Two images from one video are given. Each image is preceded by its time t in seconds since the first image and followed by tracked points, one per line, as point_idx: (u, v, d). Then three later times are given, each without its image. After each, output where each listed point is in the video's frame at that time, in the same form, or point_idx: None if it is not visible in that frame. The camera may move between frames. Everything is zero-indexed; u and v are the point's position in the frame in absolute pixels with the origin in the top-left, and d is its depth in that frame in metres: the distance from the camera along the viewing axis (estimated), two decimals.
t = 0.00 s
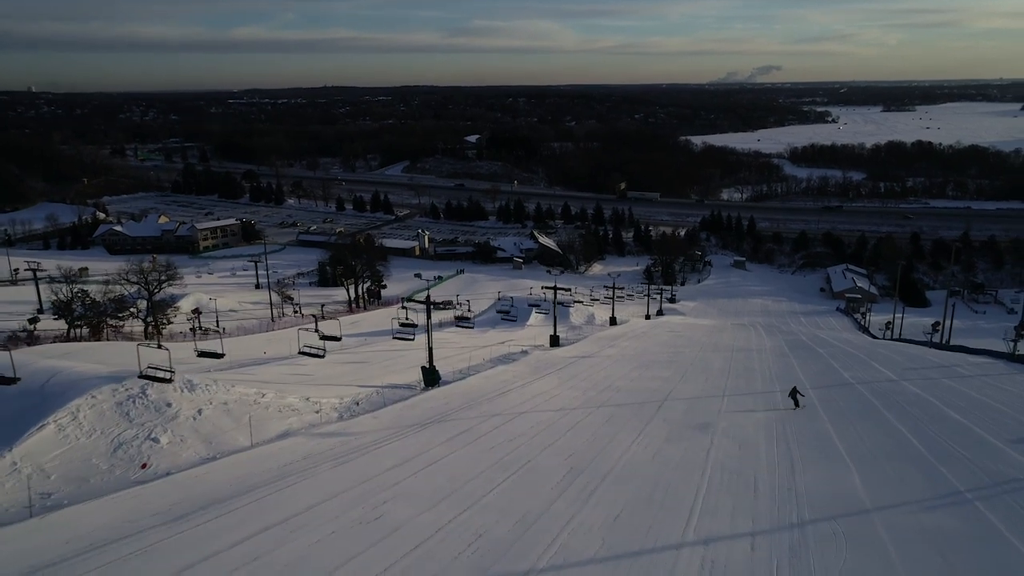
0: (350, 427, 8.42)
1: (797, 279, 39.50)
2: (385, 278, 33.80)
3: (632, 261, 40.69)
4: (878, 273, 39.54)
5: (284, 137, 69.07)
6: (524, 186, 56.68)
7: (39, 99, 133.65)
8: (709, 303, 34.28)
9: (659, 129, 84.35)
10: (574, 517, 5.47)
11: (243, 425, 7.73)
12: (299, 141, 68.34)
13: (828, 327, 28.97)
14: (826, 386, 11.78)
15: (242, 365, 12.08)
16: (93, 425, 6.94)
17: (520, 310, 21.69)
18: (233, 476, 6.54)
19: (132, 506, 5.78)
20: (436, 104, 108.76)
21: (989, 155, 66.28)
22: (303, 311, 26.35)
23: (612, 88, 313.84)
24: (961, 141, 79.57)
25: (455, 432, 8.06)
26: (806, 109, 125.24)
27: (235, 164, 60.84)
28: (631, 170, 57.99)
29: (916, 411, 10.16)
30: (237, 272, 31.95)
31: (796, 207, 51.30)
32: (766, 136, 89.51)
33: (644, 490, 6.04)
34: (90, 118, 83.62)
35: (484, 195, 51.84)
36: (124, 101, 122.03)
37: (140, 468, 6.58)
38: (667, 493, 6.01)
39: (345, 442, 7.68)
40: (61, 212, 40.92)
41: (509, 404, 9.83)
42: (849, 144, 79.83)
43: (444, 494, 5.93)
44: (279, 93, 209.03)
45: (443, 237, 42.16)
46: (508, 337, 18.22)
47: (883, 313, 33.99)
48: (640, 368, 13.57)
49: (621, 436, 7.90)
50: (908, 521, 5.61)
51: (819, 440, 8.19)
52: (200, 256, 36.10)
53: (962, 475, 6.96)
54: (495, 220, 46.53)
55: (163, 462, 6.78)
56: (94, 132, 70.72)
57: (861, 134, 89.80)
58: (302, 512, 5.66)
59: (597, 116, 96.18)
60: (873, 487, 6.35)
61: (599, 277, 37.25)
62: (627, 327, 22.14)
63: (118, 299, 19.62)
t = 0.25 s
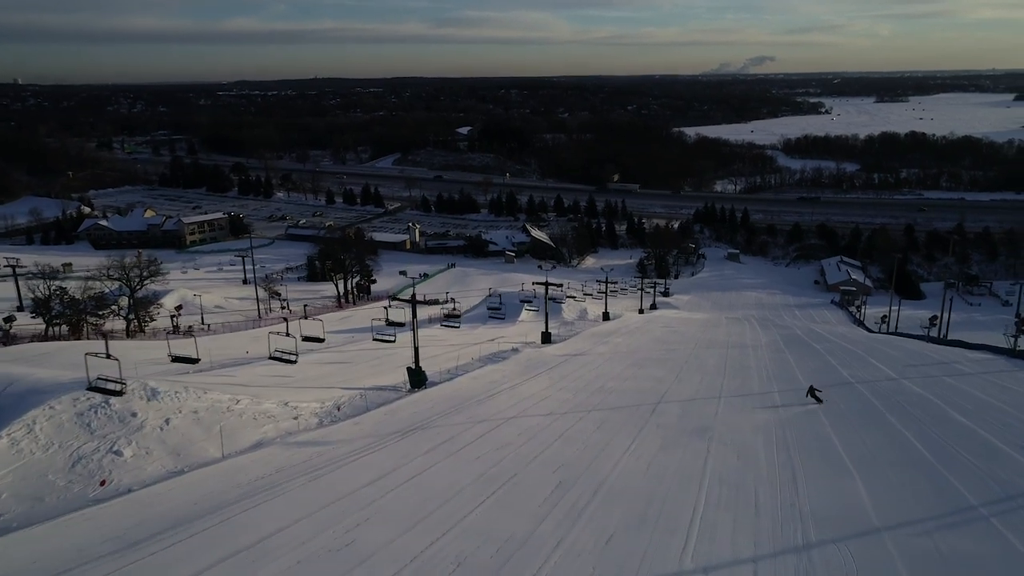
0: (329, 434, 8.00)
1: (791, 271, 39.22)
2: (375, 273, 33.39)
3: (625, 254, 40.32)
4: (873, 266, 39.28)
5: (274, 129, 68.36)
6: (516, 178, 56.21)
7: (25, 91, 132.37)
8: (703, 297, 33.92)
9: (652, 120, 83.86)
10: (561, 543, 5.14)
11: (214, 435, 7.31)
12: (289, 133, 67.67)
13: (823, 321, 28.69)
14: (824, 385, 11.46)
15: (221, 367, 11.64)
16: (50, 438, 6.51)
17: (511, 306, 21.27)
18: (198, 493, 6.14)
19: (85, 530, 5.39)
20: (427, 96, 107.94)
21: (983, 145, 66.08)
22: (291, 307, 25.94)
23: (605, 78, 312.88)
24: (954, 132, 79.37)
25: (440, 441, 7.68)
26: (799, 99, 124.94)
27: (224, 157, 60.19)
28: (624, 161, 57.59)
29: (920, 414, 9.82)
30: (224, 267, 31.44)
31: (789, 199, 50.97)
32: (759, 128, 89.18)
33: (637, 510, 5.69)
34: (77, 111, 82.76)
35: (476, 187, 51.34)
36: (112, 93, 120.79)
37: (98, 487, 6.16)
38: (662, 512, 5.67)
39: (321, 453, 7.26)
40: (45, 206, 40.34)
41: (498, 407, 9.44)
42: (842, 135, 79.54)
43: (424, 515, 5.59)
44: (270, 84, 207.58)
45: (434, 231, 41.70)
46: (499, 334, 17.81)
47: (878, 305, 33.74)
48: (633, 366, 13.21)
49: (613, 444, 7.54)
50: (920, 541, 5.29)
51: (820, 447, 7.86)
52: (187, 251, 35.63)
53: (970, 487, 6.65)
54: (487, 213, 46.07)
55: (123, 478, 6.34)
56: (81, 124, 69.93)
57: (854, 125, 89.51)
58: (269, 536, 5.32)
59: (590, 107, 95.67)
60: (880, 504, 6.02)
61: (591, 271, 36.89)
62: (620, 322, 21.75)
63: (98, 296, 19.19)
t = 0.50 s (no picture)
0: (306, 444, 7.60)
1: (785, 264, 38.92)
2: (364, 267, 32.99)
3: (618, 247, 39.96)
4: (867, 258, 39.03)
5: (263, 121, 67.64)
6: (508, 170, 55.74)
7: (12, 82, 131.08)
8: (697, 290, 33.61)
9: (645, 111, 83.44)
10: None
11: (181, 447, 6.88)
12: (279, 125, 66.99)
13: (817, 314, 28.40)
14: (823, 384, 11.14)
15: (197, 369, 11.21)
16: None
17: (501, 303, 20.87)
18: (161, 514, 5.74)
19: (33, 559, 4.98)
20: (419, 87, 107.27)
21: (976, 136, 65.90)
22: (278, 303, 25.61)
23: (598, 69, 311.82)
24: (948, 122, 79.16)
25: (423, 450, 7.30)
26: (792, 90, 124.59)
27: (212, 150, 59.55)
28: (617, 153, 57.18)
29: (922, 416, 9.52)
30: (210, 263, 30.94)
31: (783, 191, 50.64)
32: (752, 118, 88.83)
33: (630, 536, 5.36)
34: (63, 103, 81.83)
35: (467, 180, 50.83)
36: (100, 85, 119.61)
37: (50, 508, 5.72)
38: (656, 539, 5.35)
39: (296, 465, 6.86)
40: (28, 200, 39.73)
41: (486, 411, 9.05)
42: (835, 125, 79.26)
43: (402, 543, 5.25)
44: (260, 75, 205.83)
45: (425, 224, 41.24)
46: (489, 331, 17.42)
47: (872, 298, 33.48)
48: (627, 365, 12.85)
49: (605, 453, 7.18)
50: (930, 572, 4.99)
51: (821, 455, 7.53)
52: (173, 246, 35.17)
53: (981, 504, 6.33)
54: (479, 205, 45.63)
55: (79, 497, 5.91)
56: (67, 117, 69.12)
57: (848, 116, 89.20)
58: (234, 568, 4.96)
59: (583, 98, 95.14)
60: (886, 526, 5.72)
61: (584, 264, 36.52)
62: (613, 317, 21.37)
63: (77, 294, 18.75)
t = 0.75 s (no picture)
0: (279, 457, 7.16)
1: (778, 256, 38.63)
2: (352, 262, 32.57)
3: (609, 240, 39.60)
4: (859, 250, 38.82)
5: (250, 114, 66.83)
6: (498, 162, 55.24)
7: None
8: (690, 283, 33.27)
9: (636, 102, 82.99)
10: None
11: (142, 464, 6.42)
12: (266, 117, 66.24)
13: (810, 308, 28.11)
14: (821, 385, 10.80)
15: (171, 373, 10.76)
16: None
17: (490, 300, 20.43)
18: (116, 541, 5.30)
19: None
20: (408, 78, 106.50)
21: (968, 126, 65.76)
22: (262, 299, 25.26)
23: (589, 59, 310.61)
24: (939, 113, 79.04)
25: (403, 463, 6.89)
26: (783, 80, 124.29)
27: (198, 142, 58.83)
28: (608, 145, 56.75)
29: (923, 422, 9.22)
30: (194, 258, 30.41)
31: (775, 182, 50.34)
32: (744, 109, 88.48)
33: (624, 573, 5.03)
34: (47, 95, 80.76)
35: (457, 172, 50.28)
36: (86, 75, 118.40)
37: None
38: None
39: (267, 482, 6.43)
40: (8, 194, 39.05)
41: (471, 417, 8.64)
42: (827, 116, 78.88)
43: None
44: (248, 66, 204.22)
45: (414, 217, 40.75)
46: (476, 328, 16.99)
47: (866, 291, 33.21)
48: (618, 365, 12.44)
49: (596, 467, 6.81)
50: None
51: (823, 471, 7.19)
52: (156, 241, 34.69)
53: (994, 536, 6.01)
54: (468, 198, 45.14)
55: (27, 523, 5.46)
56: (51, 109, 68.18)
57: (839, 106, 88.88)
58: None
59: (573, 89, 94.58)
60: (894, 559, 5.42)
61: (574, 257, 36.14)
62: (604, 313, 20.98)
63: (53, 292, 18.26)
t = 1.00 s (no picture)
0: (250, 473, 6.76)
1: (771, 249, 38.36)
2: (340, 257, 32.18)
3: (601, 233, 39.23)
4: (853, 242, 38.57)
5: (237, 106, 66.07)
6: (489, 154, 54.75)
7: None
8: (683, 277, 32.93)
9: (629, 93, 82.50)
10: None
11: (98, 485, 6.00)
12: (254, 108, 65.53)
13: (804, 302, 27.83)
14: (820, 387, 10.45)
15: (143, 379, 10.33)
16: None
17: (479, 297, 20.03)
18: None
19: None
20: (399, 69, 105.68)
21: (960, 117, 65.59)
22: (248, 296, 24.91)
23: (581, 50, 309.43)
24: (932, 104, 78.84)
25: (381, 482, 6.51)
26: (776, 71, 123.95)
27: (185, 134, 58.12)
28: (600, 137, 56.33)
29: (926, 425, 8.89)
30: (179, 254, 29.92)
31: (767, 174, 50.04)
32: (737, 100, 88.09)
33: None
34: (31, 86, 79.76)
35: (448, 164, 49.77)
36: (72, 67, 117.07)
37: None
38: None
39: (234, 504, 6.04)
40: None
41: (456, 425, 8.25)
42: (820, 107, 78.56)
43: None
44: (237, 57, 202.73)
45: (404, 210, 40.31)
46: (465, 326, 16.59)
47: (860, 284, 32.98)
48: (610, 365, 12.08)
49: (587, 485, 6.44)
50: None
51: (826, 485, 6.83)
52: (141, 236, 34.19)
53: (1007, 552, 5.69)
54: (459, 190, 44.67)
55: None
56: (35, 100, 67.31)
57: (832, 97, 88.57)
58: None
59: (565, 80, 94.00)
60: None
61: (566, 251, 35.75)
62: (596, 309, 20.62)
63: (29, 290, 17.79)
